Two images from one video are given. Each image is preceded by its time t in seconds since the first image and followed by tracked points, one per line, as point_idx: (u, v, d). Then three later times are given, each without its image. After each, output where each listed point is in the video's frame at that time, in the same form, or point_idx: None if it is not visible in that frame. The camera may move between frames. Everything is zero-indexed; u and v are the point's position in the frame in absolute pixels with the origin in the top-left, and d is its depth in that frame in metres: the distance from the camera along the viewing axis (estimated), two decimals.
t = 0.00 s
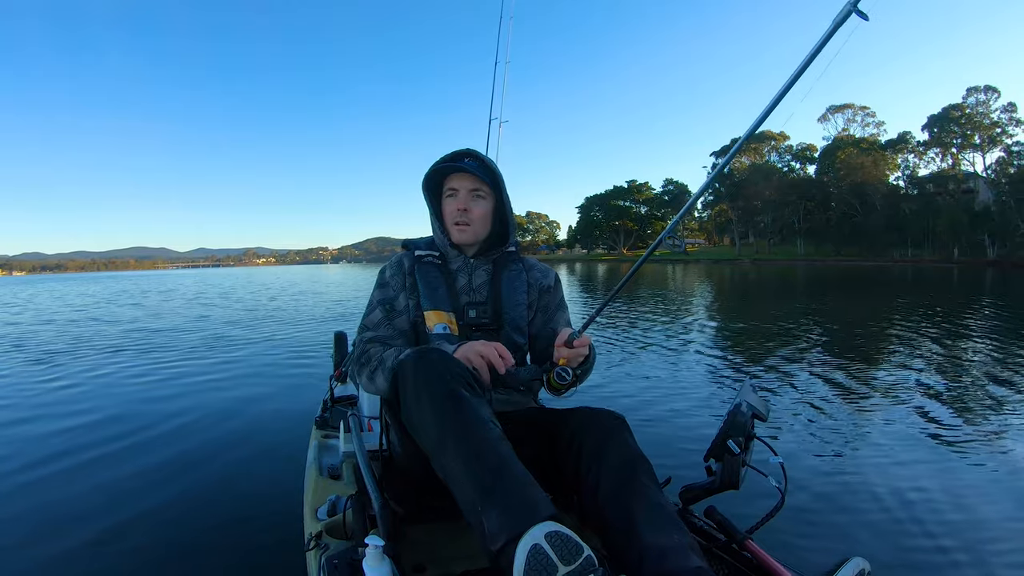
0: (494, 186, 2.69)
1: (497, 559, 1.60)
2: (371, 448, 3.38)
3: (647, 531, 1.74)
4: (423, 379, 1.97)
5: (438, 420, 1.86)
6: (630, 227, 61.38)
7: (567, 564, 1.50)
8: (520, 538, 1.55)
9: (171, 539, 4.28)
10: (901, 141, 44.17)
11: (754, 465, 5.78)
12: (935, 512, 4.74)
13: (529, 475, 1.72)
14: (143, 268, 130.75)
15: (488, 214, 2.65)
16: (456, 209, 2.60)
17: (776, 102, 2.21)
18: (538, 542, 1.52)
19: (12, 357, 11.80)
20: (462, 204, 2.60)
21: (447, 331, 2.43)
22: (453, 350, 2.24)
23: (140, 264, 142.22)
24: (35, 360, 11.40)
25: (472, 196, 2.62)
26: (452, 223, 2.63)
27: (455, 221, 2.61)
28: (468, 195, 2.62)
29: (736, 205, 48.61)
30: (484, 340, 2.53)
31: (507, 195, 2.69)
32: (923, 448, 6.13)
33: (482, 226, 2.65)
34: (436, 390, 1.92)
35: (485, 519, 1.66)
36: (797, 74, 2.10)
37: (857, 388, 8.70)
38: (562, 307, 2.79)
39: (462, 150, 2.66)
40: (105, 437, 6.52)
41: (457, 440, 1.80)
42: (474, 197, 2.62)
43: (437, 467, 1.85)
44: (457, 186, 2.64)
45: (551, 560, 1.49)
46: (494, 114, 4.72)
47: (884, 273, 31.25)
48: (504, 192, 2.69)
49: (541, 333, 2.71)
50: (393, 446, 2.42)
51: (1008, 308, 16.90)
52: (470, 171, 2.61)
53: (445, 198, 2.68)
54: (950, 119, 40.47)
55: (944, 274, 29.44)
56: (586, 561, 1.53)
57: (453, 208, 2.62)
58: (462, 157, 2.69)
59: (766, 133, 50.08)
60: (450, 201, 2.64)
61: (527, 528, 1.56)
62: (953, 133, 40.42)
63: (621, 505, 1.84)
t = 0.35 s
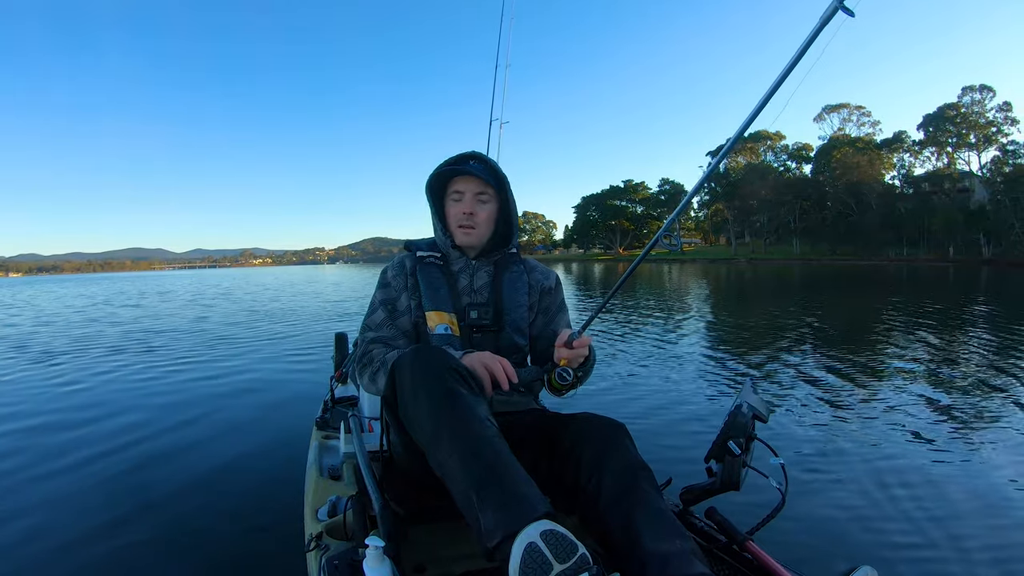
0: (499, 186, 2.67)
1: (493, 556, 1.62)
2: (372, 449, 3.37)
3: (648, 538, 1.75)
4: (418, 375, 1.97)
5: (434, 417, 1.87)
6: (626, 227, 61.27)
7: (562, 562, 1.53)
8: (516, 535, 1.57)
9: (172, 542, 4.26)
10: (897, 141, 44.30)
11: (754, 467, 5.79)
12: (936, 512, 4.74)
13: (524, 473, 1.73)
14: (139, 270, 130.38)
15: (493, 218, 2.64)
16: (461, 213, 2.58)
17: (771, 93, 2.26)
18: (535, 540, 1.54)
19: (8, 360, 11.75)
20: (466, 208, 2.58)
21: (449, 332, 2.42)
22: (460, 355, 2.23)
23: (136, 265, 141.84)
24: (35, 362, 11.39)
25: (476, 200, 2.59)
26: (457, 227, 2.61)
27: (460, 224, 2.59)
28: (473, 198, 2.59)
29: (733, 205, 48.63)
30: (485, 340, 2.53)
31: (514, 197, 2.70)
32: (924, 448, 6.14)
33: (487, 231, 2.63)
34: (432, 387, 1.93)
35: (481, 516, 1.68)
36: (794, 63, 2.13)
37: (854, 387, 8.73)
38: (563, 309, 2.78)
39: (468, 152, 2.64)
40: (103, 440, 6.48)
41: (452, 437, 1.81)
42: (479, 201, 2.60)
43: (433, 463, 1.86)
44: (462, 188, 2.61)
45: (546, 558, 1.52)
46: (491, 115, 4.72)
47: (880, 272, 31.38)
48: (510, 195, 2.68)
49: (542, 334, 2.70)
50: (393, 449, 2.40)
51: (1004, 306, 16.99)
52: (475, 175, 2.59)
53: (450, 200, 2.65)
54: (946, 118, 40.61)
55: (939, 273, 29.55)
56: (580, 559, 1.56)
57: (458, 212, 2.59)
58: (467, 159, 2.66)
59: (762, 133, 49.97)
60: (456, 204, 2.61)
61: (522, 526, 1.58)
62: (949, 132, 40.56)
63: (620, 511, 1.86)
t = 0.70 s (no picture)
0: (514, 199, 2.72)
1: (493, 554, 1.62)
2: (372, 450, 3.38)
3: (649, 542, 1.75)
4: (420, 372, 1.97)
5: (435, 416, 1.87)
6: (623, 227, 61.31)
7: (561, 561, 1.54)
8: (516, 535, 1.57)
9: (169, 546, 4.25)
10: (893, 140, 44.39)
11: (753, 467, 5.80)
12: (934, 511, 4.75)
13: (525, 473, 1.74)
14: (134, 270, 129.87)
15: (503, 225, 2.65)
16: (476, 218, 2.56)
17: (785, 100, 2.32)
18: (534, 540, 1.55)
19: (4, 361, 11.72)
20: (481, 214, 2.56)
21: (451, 335, 2.43)
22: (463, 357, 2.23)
23: (131, 265, 141.36)
24: (31, 363, 11.36)
25: (491, 208, 2.59)
26: (469, 232, 2.59)
27: (472, 229, 2.58)
28: (488, 206, 2.58)
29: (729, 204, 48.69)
30: (488, 343, 2.53)
31: (527, 202, 2.73)
32: (921, 446, 6.16)
33: (497, 237, 2.64)
34: (433, 385, 1.93)
35: (481, 515, 1.68)
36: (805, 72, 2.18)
37: (849, 385, 8.76)
38: (563, 312, 2.78)
39: (484, 157, 2.62)
40: (100, 442, 6.46)
41: (453, 436, 1.81)
42: (493, 208, 2.60)
43: (434, 461, 1.86)
44: (478, 194, 2.58)
45: (545, 559, 1.53)
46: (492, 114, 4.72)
47: (876, 271, 31.44)
48: (520, 203, 2.71)
49: (543, 338, 2.71)
50: (393, 451, 2.40)
51: (999, 305, 17.05)
52: (490, 183, 2.57)
53: (462, 203, 2.61)
54: (941, 116, 40.71)
55: (935, 272, 29.58)
56: (580, 559, 1.57)
57: (472, 217, 2.57)
58: (482, 163, 2.63)
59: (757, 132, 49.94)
60: (469, 210, 2.58)
61: (523, 525, 1.58)
62: (944, 131, 40.62)
63: (621, 515, 1.87)
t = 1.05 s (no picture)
0: (512, 193, 2.66)
1: (490, 550, 1.62)
2: (370, 449, 3.36)
3: (648, 546, 1.76)
4: (420, 370, 1.96)
5: (434, 412, 1.86)
6: (620, 226, 61.36)
7: (557, 560, 1.55)
8: (513, 531, 1.58)
9: (167, 546, 4.23)
10: (889, 138, 44.54)
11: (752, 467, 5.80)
12: (932, 509, 4.76)
13: (524, 470, 1.74)
14: (130, 271, 129.62)
15: (502, 222, 2.63)
16: (473, 214, 2.56)
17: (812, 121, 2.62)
18: (531, 539, 1.56)
19: None
20: (477, 210, 2.57)
21: (452, 337, 2.43)
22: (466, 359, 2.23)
23: (127, 265, 141.03)
24: (26, 364, 11.31)
25: (487, 203, 2.58)
26: (466, 229, 2.59)
27: (470, 226, 2.57)
28: (485, 201, 2.58)
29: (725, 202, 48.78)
30: (489, 346, 2.54)
31: (524, 202, 2.67)
32: (920, 444, 6.19)
33: (495, 234, 2.62)
34: (432, 382, 1.91)
35: (478, 512, 1.68)
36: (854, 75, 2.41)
37: (847, 382, 8.83)
38: (566, 315, 2.78)
39: (481, 154, 2.62)
40: (98, 442, 6.43)
41: (453, 432, 1.80)
42: (490, 204, 2.59)
43: (433, 457, 1.86)
44: (474, 190, 2.58)
45: (542, 557, 1.54)
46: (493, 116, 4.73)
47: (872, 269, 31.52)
48: (520, 199, 2.66)
49: (544, 340, 2.71)
50: (393, 451, 2.39)
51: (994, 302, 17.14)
52: (487, 179, 2.57)
53: (460, 201, 2.62)
54: (937, 114, 40.84)
55: (930, 269, 29.69)
56: (575, 558, 1.57)
57: (469, 214, 2.57)
58: (478, 160, 2.63)
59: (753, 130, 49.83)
60: (466, 206, 2.59)
61: (521, 522, 1.59)
62: (940, 129, 40.75)
63: (620, 519, 1.87)
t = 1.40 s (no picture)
0: (513, 193, 2.66)
1: (490, 549, 1.62)
2: (371, 448, 3.36)
3: (649, 546, 1.76)
4: (421, 369, 1.95)
5: (435, 410, 1.86)
6: (616, 225, 61.39)
7: (557, 558, 1.55)
8: (513, 529, 1.58)
9: (167, 545, 4.22)
10: (885, 137, 44.63)
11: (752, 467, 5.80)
12: (931, 505, 4.77)
13: (525, 469, 1.73)
14: (126, 271, 129.48)
15: (503, 221, 2.62)
16: (474, 214, 2.55)
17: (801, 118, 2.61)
18: (532, 537, 1.56)
19: None
20: (479, 210, 2.56)
21: (453, 337, 2.43)
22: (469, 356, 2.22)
23: (124, 265, 140.90)
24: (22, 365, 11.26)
25: (490, 202, 2.58)
26: (468, 229, 2.59)
27: (471, 226, 2.56)
28: (487, 201, 2.57)
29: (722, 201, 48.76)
30: (490, 345, 2.54)
31: (526, 201, 2.66)
32: (919, 441, 6.20)
33: (497, 233, 2.62)
34: (432, 379, 1.92)
35: (479, 510, 1.68)
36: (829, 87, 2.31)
37: (843, 380, 8.85)
38: (567, 314, 2.77)
39: (482, 153, 2.63)
40: (96, 441, 6.42)
41: (453, 430, 1.80)
42: (492, 204, 2.59)
43: (434, 454, 1.87)
44: (475, 190, 2.58)
45: (542, 555, 1.54)
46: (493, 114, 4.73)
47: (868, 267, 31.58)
48: (522, 199, 2.65)
49: (545, 340, 2.71)
50: (393, 450, 2.38)
51: (990, 300, 17.21)
52: (488, 177, 2.56)
53: (461, 201, 2.61)
54: (933, 113, 40.88)
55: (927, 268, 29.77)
56: (575, 556, 1.57)
57: (471, 214, 2.57)
58: (479, 160, 2.63)
59: (749, 130, 49.93)
60: (468, 206, 2.58)
61: (521, 521, 1.59)
62: (936, 127, 40.80)
63: (621, 519, 1.87)
